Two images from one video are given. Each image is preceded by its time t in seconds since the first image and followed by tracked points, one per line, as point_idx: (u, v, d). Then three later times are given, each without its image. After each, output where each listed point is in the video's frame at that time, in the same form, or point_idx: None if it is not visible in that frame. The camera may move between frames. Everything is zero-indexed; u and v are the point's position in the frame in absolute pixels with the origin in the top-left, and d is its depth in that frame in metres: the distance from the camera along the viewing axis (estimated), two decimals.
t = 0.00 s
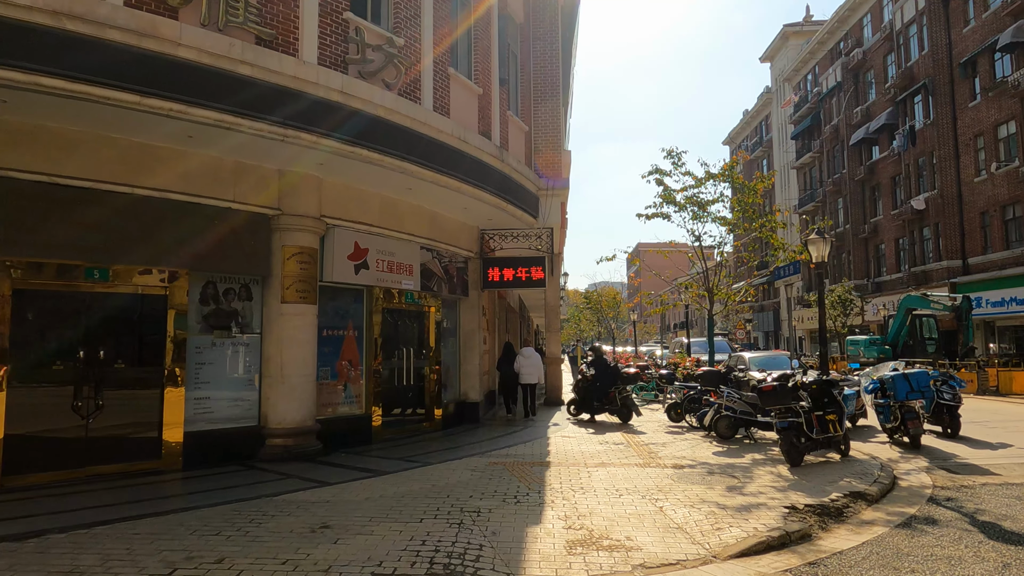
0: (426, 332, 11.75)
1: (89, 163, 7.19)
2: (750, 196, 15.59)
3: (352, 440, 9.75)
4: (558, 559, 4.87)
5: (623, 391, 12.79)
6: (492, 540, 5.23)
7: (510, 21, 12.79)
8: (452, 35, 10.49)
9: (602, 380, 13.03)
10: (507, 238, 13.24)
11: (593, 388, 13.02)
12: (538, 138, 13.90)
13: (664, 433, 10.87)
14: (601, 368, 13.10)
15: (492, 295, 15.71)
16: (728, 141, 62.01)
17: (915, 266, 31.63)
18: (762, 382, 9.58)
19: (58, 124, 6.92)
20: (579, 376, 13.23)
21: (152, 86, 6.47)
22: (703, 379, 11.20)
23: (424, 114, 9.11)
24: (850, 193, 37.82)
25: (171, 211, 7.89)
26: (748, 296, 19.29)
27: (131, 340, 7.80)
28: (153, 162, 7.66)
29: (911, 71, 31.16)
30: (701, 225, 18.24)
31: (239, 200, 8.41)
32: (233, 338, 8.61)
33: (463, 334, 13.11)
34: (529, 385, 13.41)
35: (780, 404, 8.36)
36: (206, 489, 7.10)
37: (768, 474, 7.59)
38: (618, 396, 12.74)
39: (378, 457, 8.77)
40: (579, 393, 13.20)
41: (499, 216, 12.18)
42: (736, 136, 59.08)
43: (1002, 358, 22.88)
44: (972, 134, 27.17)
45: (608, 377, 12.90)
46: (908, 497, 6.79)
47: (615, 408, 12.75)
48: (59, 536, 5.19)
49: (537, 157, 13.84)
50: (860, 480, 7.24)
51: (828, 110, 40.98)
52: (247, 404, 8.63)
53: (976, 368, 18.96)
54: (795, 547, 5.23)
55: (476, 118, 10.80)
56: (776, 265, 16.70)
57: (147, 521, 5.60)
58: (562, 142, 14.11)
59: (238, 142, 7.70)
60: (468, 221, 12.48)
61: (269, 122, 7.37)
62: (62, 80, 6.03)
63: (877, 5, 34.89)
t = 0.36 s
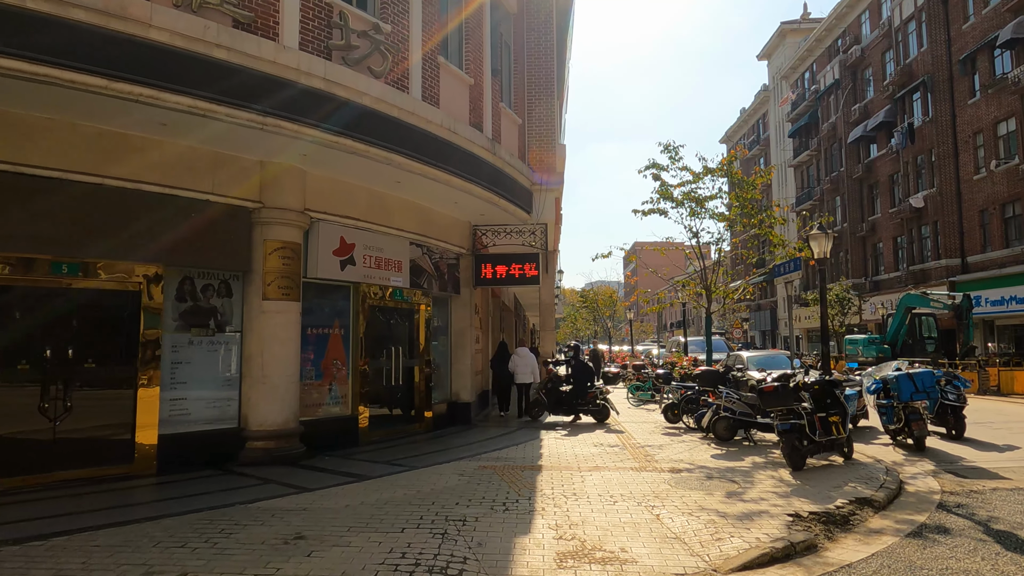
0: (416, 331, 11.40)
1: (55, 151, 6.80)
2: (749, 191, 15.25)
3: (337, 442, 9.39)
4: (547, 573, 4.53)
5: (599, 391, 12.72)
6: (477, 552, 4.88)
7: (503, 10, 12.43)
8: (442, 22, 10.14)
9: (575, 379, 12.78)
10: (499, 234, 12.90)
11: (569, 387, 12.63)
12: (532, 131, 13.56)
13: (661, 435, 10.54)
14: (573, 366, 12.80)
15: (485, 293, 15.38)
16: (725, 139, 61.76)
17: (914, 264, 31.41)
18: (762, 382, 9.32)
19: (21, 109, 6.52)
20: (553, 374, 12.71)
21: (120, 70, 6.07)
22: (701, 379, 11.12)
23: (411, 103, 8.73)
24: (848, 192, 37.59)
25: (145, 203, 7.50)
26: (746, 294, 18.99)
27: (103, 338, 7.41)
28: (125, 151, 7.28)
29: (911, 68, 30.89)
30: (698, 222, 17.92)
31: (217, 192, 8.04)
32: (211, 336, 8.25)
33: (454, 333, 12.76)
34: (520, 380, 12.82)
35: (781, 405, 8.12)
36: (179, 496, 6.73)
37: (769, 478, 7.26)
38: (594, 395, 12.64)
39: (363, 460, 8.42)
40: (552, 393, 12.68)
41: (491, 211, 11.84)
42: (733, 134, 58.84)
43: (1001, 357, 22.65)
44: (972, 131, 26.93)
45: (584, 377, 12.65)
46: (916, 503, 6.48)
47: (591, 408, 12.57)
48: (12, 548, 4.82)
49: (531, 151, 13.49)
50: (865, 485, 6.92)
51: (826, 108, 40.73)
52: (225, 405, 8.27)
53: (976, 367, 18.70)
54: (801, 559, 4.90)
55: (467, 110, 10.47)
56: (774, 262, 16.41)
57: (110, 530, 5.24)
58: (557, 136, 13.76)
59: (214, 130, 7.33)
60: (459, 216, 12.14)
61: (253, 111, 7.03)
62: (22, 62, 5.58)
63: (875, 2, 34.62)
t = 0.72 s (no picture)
0: (406, 330, 11.08)
1: (22, 141, 6.42)
2: (748, 187, 14.95)
3: (323, 445, 9.06)
4: None
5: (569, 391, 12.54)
6: (464, 565, 4.56)
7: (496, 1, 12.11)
8: (432, 11, 9.81)
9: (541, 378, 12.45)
10: (492, 231, 12.58)
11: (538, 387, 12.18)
12: (526, 125, 13.24)
13: (658, 437, 10.24)
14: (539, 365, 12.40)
15: (479, 291, 15.07)
16: (721, 139, 61.53)
17: (911, 264, 31.25)
18: (762, 382, 8.96)
19: None
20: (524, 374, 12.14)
21: (88, 54, 5.67)
22: (699, 380, 10.67)
23: (399, 93, 8.40)
24: (845, 190, 37.41)
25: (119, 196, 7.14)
26: (744, 293, 18.72)
27: (75, 337, 7.06)
28: (98, 142, 6.91)
29: (908, 66, 30.71)
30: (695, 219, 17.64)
31: (195, 185, 7.68)
32: (191, 336, 7.91)
33: (445, 332, 12.46)
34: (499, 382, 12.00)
35: (784, 407, 7.86)
36: (153, 503, 6.39)
37: (772, 483, 6.96)
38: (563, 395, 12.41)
39: (349, 464, 8.10)
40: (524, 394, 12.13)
41: (484, 207, 11.51)
42: (729, 133, 58.66)
43: (1001, 356, 22.46)
44: (970, 129, 26.73)
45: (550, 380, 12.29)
46: (926, 509, 6.19)
47: (558, 409, 12.28)
48: None
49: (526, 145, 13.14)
50: (872, 490, 6.63)
51: (823, 107, 40.53)
52: (205, 408, 7.94)
53: (977, 367, 18.49)
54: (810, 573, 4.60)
55: (458, 102, 10.15)
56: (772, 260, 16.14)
57: (72, 543, 4.89)
58: (551, 131, 13.43)
59: (192, 120, 6.96)
60: (451, 212, 11.83)
61: (267, 108, 6.94)
62: None
63: None
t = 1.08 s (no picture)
0: (398, 330, 10.73)
1: None
2: (748, 184, 14.66)
3: (310, 450, 8.71)
4: None
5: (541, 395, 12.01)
6: None
7: None
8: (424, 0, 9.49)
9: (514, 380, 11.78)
10: (487, 228, 12.27)
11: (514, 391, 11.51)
12: (521, 119, 12.90)
13: (658, 441, 9.92)
14: (515, 366, 11.67)
15: (474, 290, 14.75)
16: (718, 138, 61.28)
17: (910, 263, 31.03)
18: (767, 383, 8.61)
19: None
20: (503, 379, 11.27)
21: (55, 36, 5.28)
22: (700, 382, 10.23)
23: (390, 83, 8.08)
24: (843, 190, 37.19)
25: (92, 190, 6.76)
26: (743, 292, 18.43)
27: (47, 338, 6.66)
28: (70, 132, 6.54)
29: (907, 64, 30.48)
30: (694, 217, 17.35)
31: (174, 179, 7.32)
32: (170, 336, 7.56)
33: (439, 333, 12.12)
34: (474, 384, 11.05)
35: (791, 412, 7.48)
36: (126, 514, 6.02)
37: (778, 491, 6.63)
38: (534, 398, 11.86)
39: (335, 471, 7.74)
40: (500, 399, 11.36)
41: (479, 204, 11.19)
42: (727, 133, 58.45)
43: (1002, 356, 22.24)
44: (971, 128, 26.50)
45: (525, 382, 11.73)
46: (942, 519, 5.87)
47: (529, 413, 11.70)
48: None
49: (521, 140, 12.83)
50: (884, 498, 6.31)
51: (821, 105, 40.29)
52: (185, 412, 7.59)
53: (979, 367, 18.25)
54: None
55: (451, 94, 9.83)
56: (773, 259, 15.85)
57: (31, 562, 4.53)
58: (548, 126, 13.12)
59: (170, 109, 6.60)
60: (444, 209, 11.49)
61: (271, 104, 6.75)
62: None
63: None
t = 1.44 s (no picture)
0: (389, 331, 10.40)
1: None
2: (748, 180, 14.37)
3: (295, 455, 8.38)
4: None
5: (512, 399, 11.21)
6: None
7: None
8: None
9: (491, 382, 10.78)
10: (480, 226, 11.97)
11: (496, 394, 10.64)
12: (515, 113, 12.58)
13: (657, 444, 9.59)
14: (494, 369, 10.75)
15: (469, 289, 14.45)
16: (715, 139, 61.06)
17: (910, 263, 30.80)
18: (770, 386, 8.35)
19: None
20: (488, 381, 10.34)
21: (14, 17, 4.92)
22: (700, 383, 9.92)
23: (379, 73, 7.79)
24: (841, 189, 36.98)
25: (62, 181, 6.42)
26: (743, 292, 18.12)
27: (14, 338, 6.30)
28: (38, 121, 6.20)
29: (906, 62, 30.28)
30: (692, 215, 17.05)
31: (150, 171, 7.00)
32: (147, 336, 7.22)
33: (431, 333, 11.80)
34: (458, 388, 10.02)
35: (796, 413, 7.20)
36: (94, 523, 5.68)
37: (783, 497, 6.31)
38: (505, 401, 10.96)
39: (320, 476, 7.41)
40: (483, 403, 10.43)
41: (472, 200, 10.89)
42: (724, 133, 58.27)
43: (1003, 356, 21.99)
44: (970, 126, 26.28)
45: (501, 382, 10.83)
46: (956, 527, 5.56)
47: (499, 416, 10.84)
48: None
49: (516, 135, 12.52)
50: (894, 505, 5.99)
51: (819, 105, 40.09)
52: (163, 414, 7.25)
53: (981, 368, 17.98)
54: None
55: (443, 86, 9.54)
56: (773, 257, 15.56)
57: None
58: (543, 121, 12.82)
59: (143, 96, 6.26)
60: (435, 205, 11.17)
61: (269, 97, 6.60)
62: None
63: None
